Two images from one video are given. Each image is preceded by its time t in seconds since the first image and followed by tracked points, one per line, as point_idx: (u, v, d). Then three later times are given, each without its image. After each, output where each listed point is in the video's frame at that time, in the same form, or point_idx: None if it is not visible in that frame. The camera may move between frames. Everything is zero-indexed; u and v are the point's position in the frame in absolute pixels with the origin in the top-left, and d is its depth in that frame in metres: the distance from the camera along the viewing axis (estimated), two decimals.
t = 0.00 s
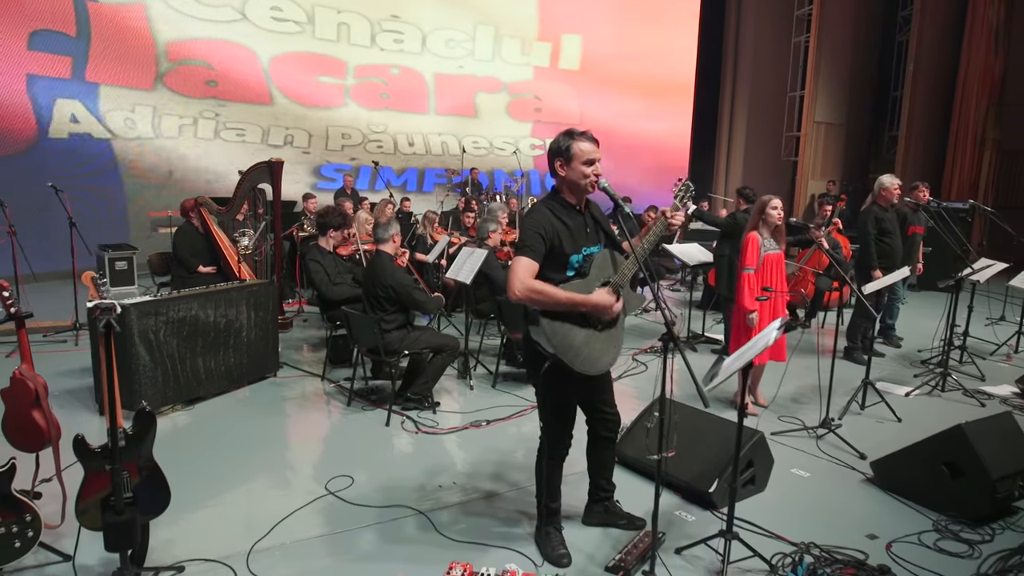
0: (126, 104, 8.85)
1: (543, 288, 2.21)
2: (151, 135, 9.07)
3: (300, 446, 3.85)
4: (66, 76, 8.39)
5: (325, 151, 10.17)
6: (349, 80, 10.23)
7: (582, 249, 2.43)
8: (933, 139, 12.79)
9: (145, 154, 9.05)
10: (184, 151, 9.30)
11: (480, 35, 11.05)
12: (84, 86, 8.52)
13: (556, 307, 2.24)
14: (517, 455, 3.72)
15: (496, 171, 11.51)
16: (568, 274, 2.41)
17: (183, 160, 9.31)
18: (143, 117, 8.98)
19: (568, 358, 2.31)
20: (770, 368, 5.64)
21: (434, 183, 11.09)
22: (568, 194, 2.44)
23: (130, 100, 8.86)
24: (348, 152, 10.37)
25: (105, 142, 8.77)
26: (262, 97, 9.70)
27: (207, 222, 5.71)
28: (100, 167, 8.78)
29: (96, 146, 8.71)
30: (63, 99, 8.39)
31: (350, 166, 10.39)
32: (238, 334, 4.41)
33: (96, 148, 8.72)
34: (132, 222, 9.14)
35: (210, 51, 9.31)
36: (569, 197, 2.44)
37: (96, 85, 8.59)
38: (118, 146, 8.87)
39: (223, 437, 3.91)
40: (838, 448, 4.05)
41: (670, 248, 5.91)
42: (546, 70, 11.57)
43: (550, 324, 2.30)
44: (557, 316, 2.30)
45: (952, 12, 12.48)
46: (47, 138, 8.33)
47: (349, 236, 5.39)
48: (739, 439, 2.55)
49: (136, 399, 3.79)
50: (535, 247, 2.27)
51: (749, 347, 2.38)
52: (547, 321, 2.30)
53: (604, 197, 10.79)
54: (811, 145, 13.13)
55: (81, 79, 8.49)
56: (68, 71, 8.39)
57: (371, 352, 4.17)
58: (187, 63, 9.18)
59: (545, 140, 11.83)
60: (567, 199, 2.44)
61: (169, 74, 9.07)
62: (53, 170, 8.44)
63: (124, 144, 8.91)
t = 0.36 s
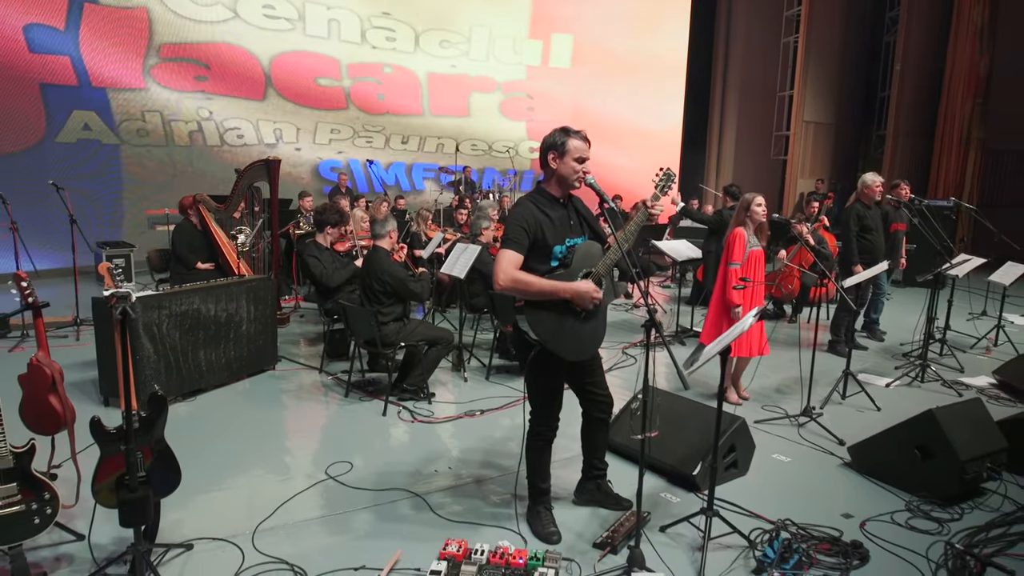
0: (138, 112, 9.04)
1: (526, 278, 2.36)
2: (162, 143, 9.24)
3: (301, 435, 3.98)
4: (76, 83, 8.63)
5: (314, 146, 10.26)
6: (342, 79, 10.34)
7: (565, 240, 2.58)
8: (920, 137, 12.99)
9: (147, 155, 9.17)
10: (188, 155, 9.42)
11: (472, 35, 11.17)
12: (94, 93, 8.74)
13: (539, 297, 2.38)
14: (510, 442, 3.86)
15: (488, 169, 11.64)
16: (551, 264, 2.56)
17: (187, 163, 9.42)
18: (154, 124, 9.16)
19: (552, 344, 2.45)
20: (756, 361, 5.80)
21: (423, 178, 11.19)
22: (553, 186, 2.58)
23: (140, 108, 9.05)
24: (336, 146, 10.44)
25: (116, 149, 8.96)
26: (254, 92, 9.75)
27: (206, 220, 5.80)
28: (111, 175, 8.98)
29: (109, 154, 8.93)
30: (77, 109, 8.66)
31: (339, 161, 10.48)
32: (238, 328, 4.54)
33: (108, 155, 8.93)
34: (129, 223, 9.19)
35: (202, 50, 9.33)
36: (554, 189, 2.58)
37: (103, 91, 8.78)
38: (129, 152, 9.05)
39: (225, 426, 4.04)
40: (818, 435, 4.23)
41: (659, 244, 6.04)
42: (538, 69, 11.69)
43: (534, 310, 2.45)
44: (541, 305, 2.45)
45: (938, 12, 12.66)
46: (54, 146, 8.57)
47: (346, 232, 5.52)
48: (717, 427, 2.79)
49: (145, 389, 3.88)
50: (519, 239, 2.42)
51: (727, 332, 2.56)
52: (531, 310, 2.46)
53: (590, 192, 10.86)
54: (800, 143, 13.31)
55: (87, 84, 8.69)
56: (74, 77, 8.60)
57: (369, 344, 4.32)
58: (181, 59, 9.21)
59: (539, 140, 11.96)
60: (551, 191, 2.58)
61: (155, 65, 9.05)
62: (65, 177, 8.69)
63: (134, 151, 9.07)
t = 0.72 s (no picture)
0: (137, 116, 9.12)
1: (523, 270, 2.51)
2: (158, 142, 9.30)
3: (298, 425, 4.11)
4: (78, 88, 8.69)
5: (315, 151, 10.41)
6: (336, 80, 10.42)
7: (556, 233, 2.71)
8: (905, 137, 13.20)
9: (143, 155, 9.22)
10: (185, 155, 9.49)
11: (464, 36, 11.28)
12: (95, 98, 8.81)
13: (537, 290, 2.53)
14: (501, 432, 4.01)
15: (480, 169, 11.80)
16: (542, 256, 2.69)
17: (184, 164, 9.49)
18: (151, 127, 9.24)
19: (544, 333, 2.59)
20: (742, 356, 5.97)
21: (424, 184, 11.39)
22: (543, 182, 2.74)
23: (140, 111, 9.14)
24: (336, 151, 10.58)
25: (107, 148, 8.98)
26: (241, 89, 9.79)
27: (203, 218, 5.92)
28: (104, 176, 8.98)
29: (104, 155, 8.94)
30: (75, 111, 8.69)
31: (340, 167, 10.61)
32: (236, 324, 4.66)
33: (102, 155, 8.94)
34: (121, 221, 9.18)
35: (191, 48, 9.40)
36: (545, 184, 2.74)
37: (107, 97, 8.87)
38: (123, 152, 9.08)
39: (224, 417, 4.17)
40: (798, 424, 4.40)
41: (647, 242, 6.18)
42: (530, 71, 11.82)
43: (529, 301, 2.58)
44: (534, 297, 2.58)
45: (922, 15, 12.87)
46: (48, 143, 8.58)
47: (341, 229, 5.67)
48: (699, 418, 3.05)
49: (151, 380, 3.98)
50: (514, 232, 2.58)
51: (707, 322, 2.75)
52: (527, 304, 2.57)
53: (577, 190, 10.99)
54: (787, 143, 13.53)
55: (91, 89, 8.78)
56: (77, 81, 8.66)
57: (364, 338, 4.48)
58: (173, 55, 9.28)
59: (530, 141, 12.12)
60: (541, 186, 2.74)
61: (160, 72, 9.22)
62: (57, 177, 8.66)
63: (128, 148, 9.12)
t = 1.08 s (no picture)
0: (128, 116, 9.39)
1: (519, 261, 2.65)
2: (149, 141, 9.53)
3: (294, 418, 4.23)
4: (72, 88, 9.06)
5: (308, 152, 10.52)
6: (329, 81, 10.53)
7: (548, 227, 2.88)
8: (889, 138, 13.41)
9: (132, 152, 9.46)
10: (175, 154, 9.69)
11: (456, 38, 11.41)
12: (88, 98, 9.14)
13: (532, 281, 2.67)
14: (492, 423, 4.15)
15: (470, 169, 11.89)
16: (535, 249, 2.85)
17: (173, 161, 9.69)
18: (143, 126, 9.48)
19: (539, 322, 2.74)
20: (727, 350, 6.14)
21: (415, 183, 11.47)
22: (535, 179, 2.89)
23: (132, 111, 9.39)
24: (329, 152, 10.70)
25: (97, 145, 9.26)
26: (241, 97, 9.95)
27: (198, 217, 6.01)
28: (92, 171, 9.25)
29: (91, 151, 9.22)
30: (66, 110, 9.04)
31: (331, 167, 10.72)
32: (234, 320, 4.78)
33: (91, 151, 9.23)
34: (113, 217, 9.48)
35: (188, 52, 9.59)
36: (536, 181, 2.90)
37: (99, 97, 9.17)
38: (113, 149, 9.34)
39: (223, 410, 4.29)
40: (778, 414, 4.57)
41: (635, 241, 6.30)
42: (521, 73, 11.94)
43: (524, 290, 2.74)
44: (529, 288, 2.73)
45: (905, 18, 13.08)
46: (38, 140, 8.96)
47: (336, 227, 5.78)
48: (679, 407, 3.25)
49: (162, 373, 4.10)
50: (509, 226, 2.73)
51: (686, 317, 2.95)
52: (524, 293, 2.74)
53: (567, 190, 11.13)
54: (772, 143, 13.74)
55: (84, 90, 9.11)
56: (71, 82, 9.03)
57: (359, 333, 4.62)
58: (170, 60, 9.51)
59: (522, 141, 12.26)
60: (533, 183, 2.89)
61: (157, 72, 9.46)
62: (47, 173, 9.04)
63: (117, 146, 9.36)
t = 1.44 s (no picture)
0: (118, 112, 9.47)
1: (512, 252, 2.79)
2: (137, 136, 9.63)
3: (293, 409, 4.37)
4: (61, 85, 9.02)
5: (301, 150, 10.70)
6: (322, 82, 10.74)
7: (538, 223, 3.03)
8: (875, 137, 13.50)
9: (120, 147, 9.52)
10: (162, 150, 9.82)
11: (448, 39, 11.55)
12: (78, 95, 9.15)
13: (523, 271, 2.81)
14: (485, 413, 4.30)
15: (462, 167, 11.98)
16: (526, 243, 3.00)
17: (160, 155, 9.80)
18: (132, 122, 9.58)
19: (531, 312, 2.87)
20: (713, 344, 6.32)
21: (404, 181, 11.50)
22: (526, 176, 3.03)
23: (122, 108, 9.49)
24: (321, 151, 10.84)
25: (85, 141, 9.26)
26: (237, 100, 10.24)
27: (195, 216, 6.02)
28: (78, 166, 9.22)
29: (76, 146, 9.17)
30: (53, 106, 8.97)
31: (321, 164, 10.85)
32: (232, 314, 4.90)
33: (75, 145, 9.18)
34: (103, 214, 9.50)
35: (185, 54, 9.85)
36: (527, 178, 3.03)
37: (91, 94, 9.23)
38: (98, 144, 9.35)
39: (223, 403, 4.41)
40: (760, 403, 4.75)
41: (623, 238, 6.41)
42: (513, 73, 12.07)
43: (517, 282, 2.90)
44: (522, 280, 2.87)
45: (891, 18, 13.18)
46: (26, 136, 8.77)
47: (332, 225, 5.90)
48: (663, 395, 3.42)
49: (172, 355, 4.23)
50: (501, 221, 2.89)
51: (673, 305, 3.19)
52: (517, 285, 2.87)
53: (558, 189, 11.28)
54: (759, 143, 13.77)
55: (75, 87, 9.12)
56: (61, 80, 9.00)
57: (356, 326, 4.81)
58: (165, 62, 9.73)
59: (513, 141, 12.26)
60: (524, 180, 3.03)
61: (151, 69, 9.65)
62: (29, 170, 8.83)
63: (104, 140, 9.41)
